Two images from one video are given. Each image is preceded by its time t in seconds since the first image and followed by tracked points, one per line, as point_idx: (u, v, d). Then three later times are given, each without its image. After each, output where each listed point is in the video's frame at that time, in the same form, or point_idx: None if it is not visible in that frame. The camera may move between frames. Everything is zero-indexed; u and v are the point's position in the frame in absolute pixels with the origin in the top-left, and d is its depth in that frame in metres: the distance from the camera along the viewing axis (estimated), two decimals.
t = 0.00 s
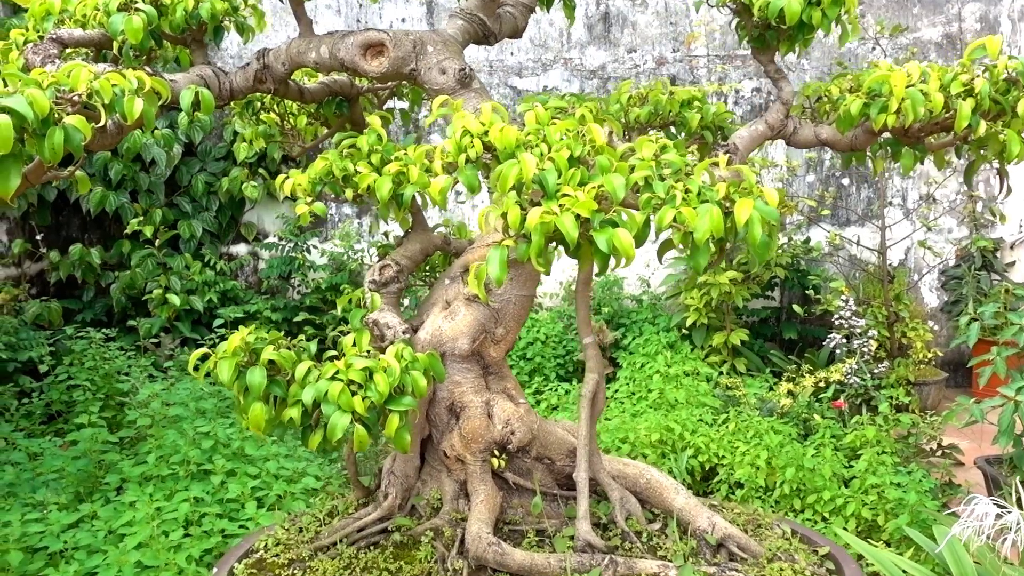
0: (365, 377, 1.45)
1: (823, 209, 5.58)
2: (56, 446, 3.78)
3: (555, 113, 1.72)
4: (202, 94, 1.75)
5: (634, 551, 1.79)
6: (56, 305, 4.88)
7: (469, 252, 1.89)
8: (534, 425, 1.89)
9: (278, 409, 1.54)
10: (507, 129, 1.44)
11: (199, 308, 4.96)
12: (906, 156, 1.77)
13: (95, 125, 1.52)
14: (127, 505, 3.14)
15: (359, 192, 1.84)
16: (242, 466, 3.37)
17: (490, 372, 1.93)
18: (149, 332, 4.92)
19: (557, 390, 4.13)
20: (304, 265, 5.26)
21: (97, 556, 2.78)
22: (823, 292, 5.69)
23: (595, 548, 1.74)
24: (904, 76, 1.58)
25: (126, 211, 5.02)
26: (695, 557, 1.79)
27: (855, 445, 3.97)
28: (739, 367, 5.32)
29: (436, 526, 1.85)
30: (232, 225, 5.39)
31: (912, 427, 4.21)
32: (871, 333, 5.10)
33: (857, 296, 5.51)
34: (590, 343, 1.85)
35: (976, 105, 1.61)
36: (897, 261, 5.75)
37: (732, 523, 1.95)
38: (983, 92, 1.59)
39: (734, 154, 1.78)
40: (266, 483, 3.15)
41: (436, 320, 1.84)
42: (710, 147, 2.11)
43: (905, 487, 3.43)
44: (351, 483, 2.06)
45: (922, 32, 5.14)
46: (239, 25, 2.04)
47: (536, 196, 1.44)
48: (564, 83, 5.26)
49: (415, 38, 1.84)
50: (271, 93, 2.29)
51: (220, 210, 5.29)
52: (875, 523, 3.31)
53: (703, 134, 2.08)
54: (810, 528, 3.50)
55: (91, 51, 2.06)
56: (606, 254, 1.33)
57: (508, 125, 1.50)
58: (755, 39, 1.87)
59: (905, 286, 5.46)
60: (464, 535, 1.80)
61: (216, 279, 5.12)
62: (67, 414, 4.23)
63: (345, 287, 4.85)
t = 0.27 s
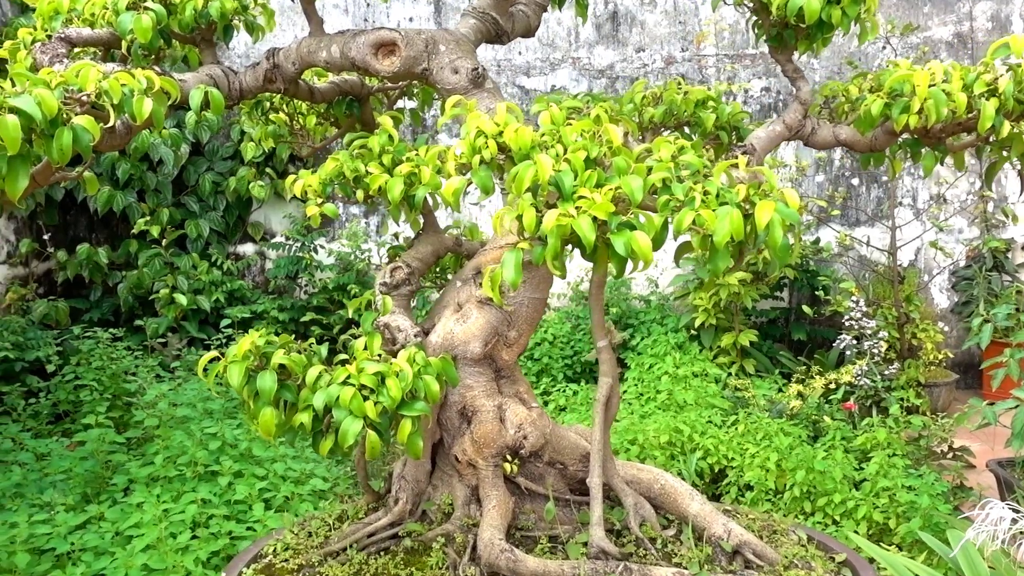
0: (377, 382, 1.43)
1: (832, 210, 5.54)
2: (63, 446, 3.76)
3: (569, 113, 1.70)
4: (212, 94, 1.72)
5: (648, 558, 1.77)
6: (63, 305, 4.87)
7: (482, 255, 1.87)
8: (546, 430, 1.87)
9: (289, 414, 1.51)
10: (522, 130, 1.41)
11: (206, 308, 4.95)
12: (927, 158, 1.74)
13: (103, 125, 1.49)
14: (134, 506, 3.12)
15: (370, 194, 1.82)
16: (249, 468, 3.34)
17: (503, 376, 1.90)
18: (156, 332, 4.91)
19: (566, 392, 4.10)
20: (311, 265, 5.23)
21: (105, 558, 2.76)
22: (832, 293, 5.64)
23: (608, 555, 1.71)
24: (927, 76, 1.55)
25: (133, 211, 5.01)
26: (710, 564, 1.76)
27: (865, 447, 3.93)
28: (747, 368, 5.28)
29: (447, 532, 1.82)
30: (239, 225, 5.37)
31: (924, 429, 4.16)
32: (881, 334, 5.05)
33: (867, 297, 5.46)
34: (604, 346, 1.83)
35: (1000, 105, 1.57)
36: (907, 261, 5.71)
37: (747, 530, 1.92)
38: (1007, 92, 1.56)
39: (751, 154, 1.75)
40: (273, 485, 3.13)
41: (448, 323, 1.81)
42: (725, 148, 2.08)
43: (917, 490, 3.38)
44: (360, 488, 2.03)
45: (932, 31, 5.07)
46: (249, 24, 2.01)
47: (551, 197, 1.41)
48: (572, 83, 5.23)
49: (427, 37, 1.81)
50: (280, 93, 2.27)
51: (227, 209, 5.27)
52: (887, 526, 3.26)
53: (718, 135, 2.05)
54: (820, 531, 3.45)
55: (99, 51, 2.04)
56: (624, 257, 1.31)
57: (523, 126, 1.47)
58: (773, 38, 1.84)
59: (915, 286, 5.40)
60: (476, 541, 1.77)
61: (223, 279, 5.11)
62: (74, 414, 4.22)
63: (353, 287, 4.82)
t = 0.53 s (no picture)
0: (390, 382, 1.40)
1: (847, 209, 5.47)
2: (74, 446, 3.75)
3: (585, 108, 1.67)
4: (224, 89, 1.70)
5: (665, 561, 1.73)
6: (75, 304, 4.88)
7: (495, 253, 1.84)
8: (561, 431, 1.84)
9: (300, 414, 1.49)
10: (537, 125, 1.39)
11: (217, 308, 4.94)
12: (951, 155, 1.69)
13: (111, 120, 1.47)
14: (144, 507, 3.11)
15: (382, 191, 1.79)
16: (259, 468, 3.32)
17: (516, 376, 1.87)
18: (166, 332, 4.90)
19: (578, 392, 4.06)
20: (322, 264, 5.21)
21: (114, 558, 2.75)
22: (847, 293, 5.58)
23: (624, 558, 1.68)
24: (951, 70, 1.50)
25: (144, 211, 5.01)
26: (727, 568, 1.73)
27: (881, 448, 3.87)
28: (760, 369, 5.23)
29: (460, 534, 1.79)
30: (250, 224, 5.36)
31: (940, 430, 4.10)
32: (896, 334, 4.99)
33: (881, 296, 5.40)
34: (620, 346, 1.80)
35: None
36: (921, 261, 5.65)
37: (765, 533, 1.88)
38: None
39: (770, 150, 1.72)
40: (284, 486, 3.11)
41: (461, 322, 1.78)
42: (743, 144, 2.04)
43: (933, 492, 3.32)
44: (372, 489, 2.01)
45: (947, 29, 4.99)
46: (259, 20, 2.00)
47: (568, 194, 1.38)
48: (583, 81, 5.19)
49: (440, 31, 1.79)
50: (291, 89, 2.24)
51: (238, 209, 5.26)
52: (902, 528, 3.21)
53: (736, 131, 2.01)
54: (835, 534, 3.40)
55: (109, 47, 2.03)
56: (642, 254, 1.28)
57: (539, 121, 1.44)
58: (793, 32, 1.81)
59: (930, 287, 5.33)
60: (489, 543, 1.74)
61: (234, 279, 5.09)
62: (85, 414, 4.21)
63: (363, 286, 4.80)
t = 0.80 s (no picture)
0: (396, 374, 1.38)
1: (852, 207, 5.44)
2: (77, 444, 3.74)
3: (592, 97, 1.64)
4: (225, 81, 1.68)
5: (674, 557, 1.71)
6: (77, 303, 4.86)
7: (501, 245, 1.82)
8: (567, 425, 1.82)
9: (303, 407, 1.47)
10: (544, 113, 1.36)
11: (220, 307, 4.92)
12: (965, 145, 1.66)
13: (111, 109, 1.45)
14: (147, 505, 3.09)
15: (386, 182, 1.77)
16: (262, 466, 3.30)
17: (522, 370, 1.85)
18: (169, 331, 4.89)
19: (582, 390, 4.03)
20: (325, 263, 5.19)
21: (116, 556, 2.73)
22: (852, 291, 5.54)
23: (632, 554, 1.66)
24: (965, 56, 1.48)
25: (147, 210, 4.99)
26: (737, 564, 1.71)
27: (887, 445, 3.84)
28: (765, 367, 5.20)
29: (466, 530, 1.77)
30: (253, 223, 5.34)
31: (946, 427, 4.07)
32: (902, 331, 4.95)
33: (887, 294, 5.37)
34: (627, 339, 1.77)
35: None
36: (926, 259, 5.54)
37: (775, 528, 1.86)
38: None
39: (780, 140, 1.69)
40: (287, 484, 3.09)
41: (466, 316, 1.76)
42: (752, 136, 2.01)
43: (940, 489, 3.29)
44: (377, 485, 1.99)
45: (952, 26, 4.95)
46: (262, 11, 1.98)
47: (575, 182, 1.36)
48: (587, 79, 5.16)
49: (445, 21, 1.77)
50: (293, 80, 2.23)
51: (241, 207, 5.24)
52: (909, 526, 3.18)
53: (744, 123, 1.98)
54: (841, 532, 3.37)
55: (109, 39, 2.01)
56: (652, 243, 1.25)
57: (546, 109, 1.42)
58: (802, 21, 1.78)
59: (936, 284, 5.29)
60: (496, 539, 1.72)
61: (237, 277, 5.07)
62: (88, 413, 4.20)
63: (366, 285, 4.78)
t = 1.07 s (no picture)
0: (392, 361, 1.36)
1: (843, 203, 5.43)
2: (66, 442, 3.69)
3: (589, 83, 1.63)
4: (217, 67, 1.65)
5: (672, 547, 1.69)
6: (66, 301, 4.81)
7: (497, 234, 1.80)
8: (564, 415, 1.80)
9: (298, 395, 1.45)
10: (543, 96, 1.35)
11: (210, 304, 4.87)
12: (964, 131, 1.66)
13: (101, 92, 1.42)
14: (137, 502, 3.05)
15: (381, 170, 1.75)
16: (253, 463, 3.27)
17: (519, 359, 1.84)
18: (159, 329, 4.84)
19: (574, 387, 4.01)
20: (315, 260, 5.15)
21: (106, 553, 2.69)
22: (843, 287, 5.54)
23: (630, 544, 1.64)
24: (967, 41, 1.46)
25: (136, 206, 4.94)
26: (735, 554, 1.69)
27: (878, 441, 3.83)
28: (757, 363, 5.19)
29: (462, 521, 1.75)
30: (243, 220, 5.30)
31: (936, 423, 4.06)
32: (893, 327, 4.95)
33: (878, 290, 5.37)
34: (625, 328, 1.76)
35: None
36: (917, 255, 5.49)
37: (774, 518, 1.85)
38: None
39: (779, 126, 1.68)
40: (279, 480, 3.06)
41: (462, 304, 1.74)
42: (749, 124, 2.00)
43: (932, 483, 3.29)
44: (372, 477, 1.96)
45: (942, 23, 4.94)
46: None
47: (574, 166, 1.34)
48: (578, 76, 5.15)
49: (441, 6, 1.75)
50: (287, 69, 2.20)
51: (231, 205, 5.20)
52: (901, 520, 3.17)
53: (741, 110, 1.97)
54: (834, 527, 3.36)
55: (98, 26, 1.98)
56: (652, 226, 1.24)
57: (544, 92, 1.40)
58: (800, 7, 1.77)
59: (926, 280, 5.30)
60: (493, 530, 1.70)
61: (227, 275, 5.03)
62: (77, 411, 4.15)
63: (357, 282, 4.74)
